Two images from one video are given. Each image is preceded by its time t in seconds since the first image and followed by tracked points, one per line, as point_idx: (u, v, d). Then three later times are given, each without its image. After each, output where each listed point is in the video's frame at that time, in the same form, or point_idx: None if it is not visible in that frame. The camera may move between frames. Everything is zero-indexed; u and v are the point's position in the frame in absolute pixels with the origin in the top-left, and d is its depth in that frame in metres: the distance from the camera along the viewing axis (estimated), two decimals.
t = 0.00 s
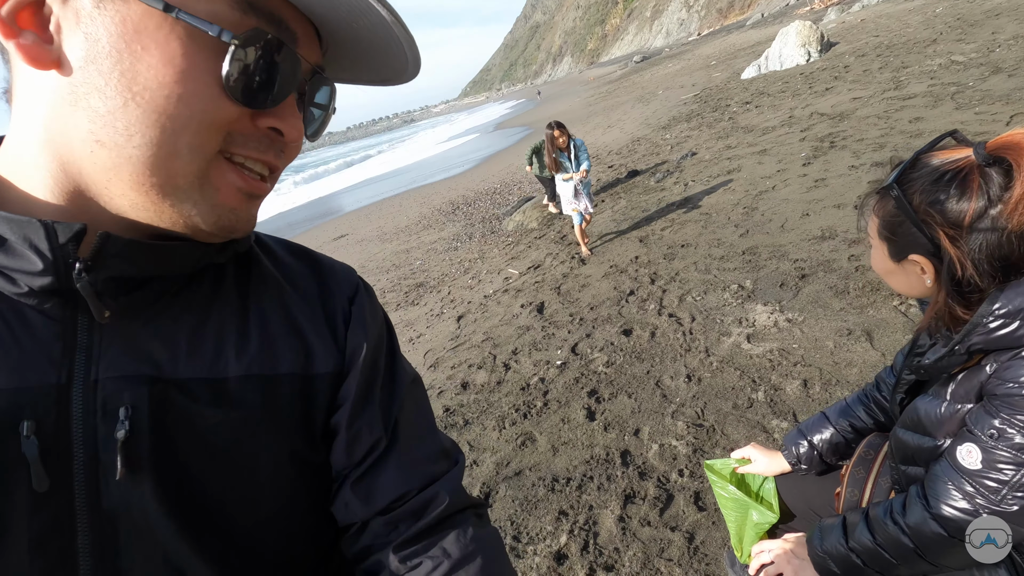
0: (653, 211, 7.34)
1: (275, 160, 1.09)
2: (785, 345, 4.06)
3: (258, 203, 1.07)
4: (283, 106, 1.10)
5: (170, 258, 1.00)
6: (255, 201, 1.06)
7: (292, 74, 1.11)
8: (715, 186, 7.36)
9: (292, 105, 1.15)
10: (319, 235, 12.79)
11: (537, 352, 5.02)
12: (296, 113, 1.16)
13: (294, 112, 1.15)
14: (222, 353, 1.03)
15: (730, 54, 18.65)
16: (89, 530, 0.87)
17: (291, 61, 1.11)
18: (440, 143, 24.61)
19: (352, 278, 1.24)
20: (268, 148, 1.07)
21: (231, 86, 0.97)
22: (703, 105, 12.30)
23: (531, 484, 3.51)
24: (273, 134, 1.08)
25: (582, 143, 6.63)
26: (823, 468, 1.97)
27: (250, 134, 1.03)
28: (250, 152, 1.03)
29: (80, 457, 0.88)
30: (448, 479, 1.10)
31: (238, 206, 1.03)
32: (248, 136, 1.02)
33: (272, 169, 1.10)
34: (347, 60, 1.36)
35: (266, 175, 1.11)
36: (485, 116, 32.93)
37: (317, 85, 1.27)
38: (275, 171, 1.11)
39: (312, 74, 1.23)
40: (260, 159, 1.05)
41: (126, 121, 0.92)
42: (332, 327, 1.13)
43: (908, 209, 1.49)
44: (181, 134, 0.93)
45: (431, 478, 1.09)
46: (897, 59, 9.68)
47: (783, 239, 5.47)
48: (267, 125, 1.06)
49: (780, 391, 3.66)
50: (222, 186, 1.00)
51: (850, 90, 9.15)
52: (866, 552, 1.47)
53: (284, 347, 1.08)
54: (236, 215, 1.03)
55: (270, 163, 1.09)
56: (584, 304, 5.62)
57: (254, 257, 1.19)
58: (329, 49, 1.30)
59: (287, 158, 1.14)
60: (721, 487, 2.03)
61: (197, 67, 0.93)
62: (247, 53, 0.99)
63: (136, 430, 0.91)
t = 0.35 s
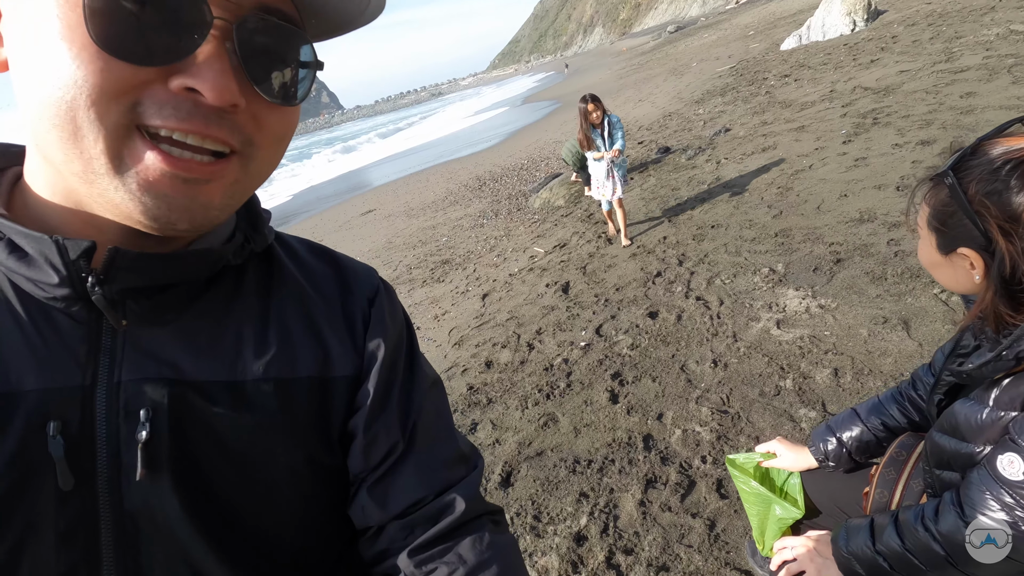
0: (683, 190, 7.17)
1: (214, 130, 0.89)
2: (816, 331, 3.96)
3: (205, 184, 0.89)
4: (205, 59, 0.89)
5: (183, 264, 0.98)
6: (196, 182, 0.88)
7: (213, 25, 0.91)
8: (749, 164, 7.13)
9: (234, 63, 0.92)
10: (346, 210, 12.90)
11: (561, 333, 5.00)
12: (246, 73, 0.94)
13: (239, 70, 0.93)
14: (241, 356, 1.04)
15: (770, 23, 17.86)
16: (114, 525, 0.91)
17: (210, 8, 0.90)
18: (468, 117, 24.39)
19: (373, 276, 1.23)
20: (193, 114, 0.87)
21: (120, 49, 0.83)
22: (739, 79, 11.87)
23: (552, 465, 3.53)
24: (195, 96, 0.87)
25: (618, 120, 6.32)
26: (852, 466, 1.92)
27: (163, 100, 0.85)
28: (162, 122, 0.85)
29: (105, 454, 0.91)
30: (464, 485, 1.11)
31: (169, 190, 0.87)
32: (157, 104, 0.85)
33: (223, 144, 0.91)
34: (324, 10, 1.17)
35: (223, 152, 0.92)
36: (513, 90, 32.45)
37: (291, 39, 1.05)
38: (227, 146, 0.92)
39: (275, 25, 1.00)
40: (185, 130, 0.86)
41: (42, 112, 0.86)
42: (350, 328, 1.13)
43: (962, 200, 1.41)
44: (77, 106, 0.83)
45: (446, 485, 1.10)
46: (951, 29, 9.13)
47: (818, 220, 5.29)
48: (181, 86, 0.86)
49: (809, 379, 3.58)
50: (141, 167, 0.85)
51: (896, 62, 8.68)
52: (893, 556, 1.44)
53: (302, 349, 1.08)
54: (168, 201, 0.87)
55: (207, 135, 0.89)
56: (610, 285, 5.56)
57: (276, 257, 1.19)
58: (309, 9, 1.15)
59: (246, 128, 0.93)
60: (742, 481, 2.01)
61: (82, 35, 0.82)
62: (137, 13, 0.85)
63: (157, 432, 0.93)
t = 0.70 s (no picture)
0: (679, 171, 7.14)
1: (250, 141, 0.94)
2: (809, 314, 4.00)
3: (241, 191, 0.94)
4: (243, 72, 0.94)
5: (207, 273, 1.03)
6: (234, 191, 0.94)
7: (252, 36, 0.96)
8: (744, 144, 7.10)
9: (271, 72, 0.98)
10: (338, 188, 12.73)
11: (556, 315, 5.02)
12: (280, 84, 1.00)
13: (274, 81, 0.99)
14: (263, 364, 1.08)
15: None
16: (144, 530, 0.95)
17: (250, 22, 0.96)
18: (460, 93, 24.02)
19: (392, 281, 1.26)
20: (233, 126, 0.92)
21: (164, 63, 0.89)
22: (736, 56, 11.72)
23: (548, 446, 3.59)
24: (234, 108, 0.92)
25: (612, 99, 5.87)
26: (845, 451, 1.97)
27: (204, 112, 0.90)
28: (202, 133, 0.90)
29: (134, 461, 0.96)
30: (481, 491, 1.14)
31: (209, 197, 0.92)
32: (198, 116, 0.90)
33: (257, 154, 0.96)
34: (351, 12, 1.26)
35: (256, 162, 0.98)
36: (507, 66, 31.92)
37: (323, 47, 1.11)
38: (262, 156, 0.97)
39: (308, 35, 1.06)
40: (223, 142, 0.91)
41: (87, 125, 0.91)
42: (371, 334, 1.17)
43: (958, 199, 1.42)
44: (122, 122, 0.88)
45: (465, 491, 1.13)
46: (949, 7, 9.04)
47: (813, 203, 5.30)
48: (220, 97, 0.91)
49: (802, 362, 3.63)
50: (184, 177, 0.90)
51: (893, 41, 8.62)
52: (881, 539, 1.50)
53: (324, 358, 1.12)
54: (207, 207, 0.92)
55: (246, 147, 0.94)
56: (604, 267, 5.57)
57: (297, 265, 1.23)
58: (334, 13, 1.25)
59: (278, 139, 0.98)
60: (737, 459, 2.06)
61: (132, 50, 0.88)
62: (176, 24, 0.90)
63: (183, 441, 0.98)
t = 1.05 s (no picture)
0: (619, 166, 7.32)
1: (182, 155, 0.93)
2: (747, 299, 4.20)
3: (175, 203, 0.93)
4: (171, 87, 0.94)
5: (144, 299, 0.99)
6: (165, 202, 0.92)
7: (178, 49, 0.96)
8: (679, 139, 7.36)
9: (199, 86, 0.98)
10: (277, 196, 12.31)
11: (508, 314, 5.05)
12: (210, 97, 1.00)
13: (204, 95, 0.99)
14: (209, 389, 1.06)
15: None
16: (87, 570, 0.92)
17: (176, 35, 0.96)
18: (399, 95, 23.69)
19: (342, 292, 1.29)
20: (159, 142, 0.91)
21: (83, 77, 0.86)
22: (667, 53, 12.11)
23: (505, 445, 3.61)
24: (160, 123, 0.92)
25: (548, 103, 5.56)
26: (781, 425, 2.12)
27: (126, 128, 0.89)
28: (127, 147, 0.88)
29: (70, 501, 0.92)
30: (444, 497, 1.16)
31: (138, 212, 0.90)
32: (120, 130, 0.88)
33: (189, 169, 0.95)
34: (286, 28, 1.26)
35: (190, 177, 0.96)
36: (445, 67, 31.76)
37: (255, 58, 1.12)
38: (196, 170, 0.96)
39: (238, 47, 1.06)
40: (150, 157, 0.90)
41: None
42: (322, 348, 1.18)
43: (859, 187, 1.54)
44: (32, 140, 0.84)
45: (427, 499, 1.15)
46: (857, 5, 9.68)
47: (745, 193, 5.56)
48: (145, 113, 0.90)
49: (742, 344, 3.81)
50: (109, 193, 0.88)
51: (810, 37, 9.14)
52: (816, 506, 1.62)
53: (275, 376, 1.12)
54: (140, 223, 0.90)
55: (175, 161, 0.93)
56: (552, 264, 5.65)
57: (240, 282, 1.22)
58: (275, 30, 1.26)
59: (213, 152, 0.99)
60: (684, 442, 2.16)
61: (42, 64, 0.83)
62: (90, 35, 0.88)
63: (123, 476, 0.94)
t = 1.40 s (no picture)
0: (554, 176, 7.48)
1: (137, 171, 0.91)
2: (683, 295, 4.39)
3: (130, 223, 0.90)
4: (125, 102, 0.92)
5: (93, 319, 0.96)
6: (119, 223, 0.89)
7: (134, 64, 0.94)
8: (610, 147, 7.62)
9: (156, 100, 0.96)
10: (202, 223, 11.74)
11: (454, 327, 5.03)
12: (169, 112, 0.99)
13: (162, 109, 0.97)
14: (169, 409, 1.05)
15: (612, 13, 19.02)
16: None
17: (133, 48, 0.94)
18: (328, 114, 23.24)
19: (305, 305, 1.32)
20: (111, 156, 0.88)
21: (28, 91, 0.83)
22: (592, 66, 12.54)
23: (461, 458, 3.58)
24: (113, 137, 0.89)
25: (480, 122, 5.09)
26: (724, 409, 2.23)
27: (76, 142, 0.86)
28: (75, 162, 0.86)
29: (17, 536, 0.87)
30: (419, 505, 1.18)
31: (89, 233, 0.86)
32: (69, 144, 0.86)
33: (145, 185, 0.93)
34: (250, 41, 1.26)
35: (146, 193, 0.94)
36: (373, 84, 31.42)
37: (213, 71, 1.11)
38: (152, 185, 0.94)
39: (196, 60, 1.05)
40: (97, 171, 0.87)
41: None
42: (289, 361, 1.20)
43: (774, 176, 1.66)
44: None
45: (402, 508, 1.16)
46: (762, 17, 10.41)
47: (674, 195, 5.82)
48: (97, 127, 0.87)
49: (682, 339, 3.98)
50: (56, 212, 0.84)
51: (722, 48, 9.74)
52: (761, 481, 1.72)
53: (239, 393, 1.12)
54: (90, 244, 0.86)
55: (131, 177, 0.90)
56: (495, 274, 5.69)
57: (196, 299, 1.21)
58: (237, 45, 1.27)
59: (171, 167, 0.97)
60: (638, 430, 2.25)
61: None
62: (36, 46, 0.85)
63: (78, 504, 0.90)
